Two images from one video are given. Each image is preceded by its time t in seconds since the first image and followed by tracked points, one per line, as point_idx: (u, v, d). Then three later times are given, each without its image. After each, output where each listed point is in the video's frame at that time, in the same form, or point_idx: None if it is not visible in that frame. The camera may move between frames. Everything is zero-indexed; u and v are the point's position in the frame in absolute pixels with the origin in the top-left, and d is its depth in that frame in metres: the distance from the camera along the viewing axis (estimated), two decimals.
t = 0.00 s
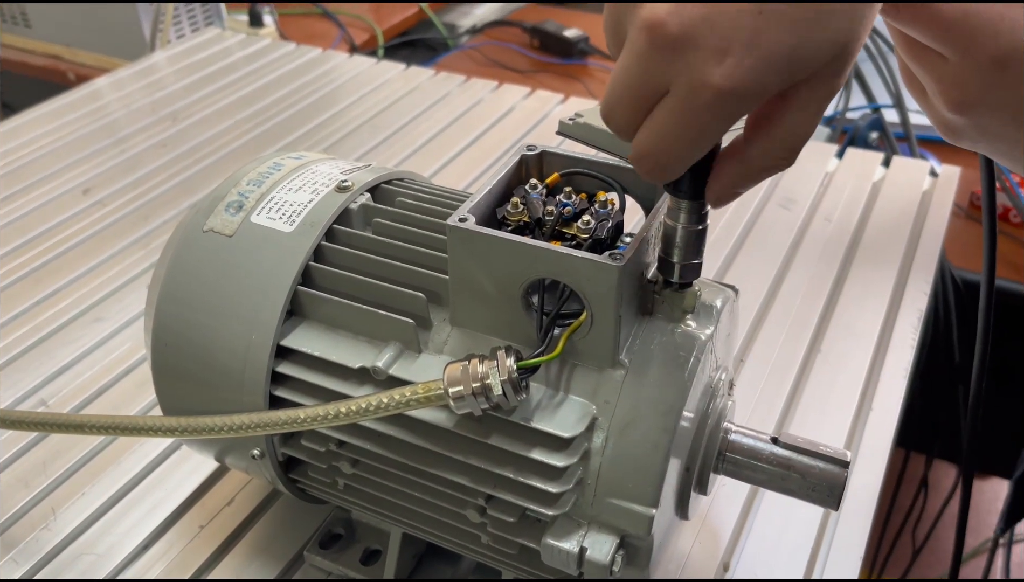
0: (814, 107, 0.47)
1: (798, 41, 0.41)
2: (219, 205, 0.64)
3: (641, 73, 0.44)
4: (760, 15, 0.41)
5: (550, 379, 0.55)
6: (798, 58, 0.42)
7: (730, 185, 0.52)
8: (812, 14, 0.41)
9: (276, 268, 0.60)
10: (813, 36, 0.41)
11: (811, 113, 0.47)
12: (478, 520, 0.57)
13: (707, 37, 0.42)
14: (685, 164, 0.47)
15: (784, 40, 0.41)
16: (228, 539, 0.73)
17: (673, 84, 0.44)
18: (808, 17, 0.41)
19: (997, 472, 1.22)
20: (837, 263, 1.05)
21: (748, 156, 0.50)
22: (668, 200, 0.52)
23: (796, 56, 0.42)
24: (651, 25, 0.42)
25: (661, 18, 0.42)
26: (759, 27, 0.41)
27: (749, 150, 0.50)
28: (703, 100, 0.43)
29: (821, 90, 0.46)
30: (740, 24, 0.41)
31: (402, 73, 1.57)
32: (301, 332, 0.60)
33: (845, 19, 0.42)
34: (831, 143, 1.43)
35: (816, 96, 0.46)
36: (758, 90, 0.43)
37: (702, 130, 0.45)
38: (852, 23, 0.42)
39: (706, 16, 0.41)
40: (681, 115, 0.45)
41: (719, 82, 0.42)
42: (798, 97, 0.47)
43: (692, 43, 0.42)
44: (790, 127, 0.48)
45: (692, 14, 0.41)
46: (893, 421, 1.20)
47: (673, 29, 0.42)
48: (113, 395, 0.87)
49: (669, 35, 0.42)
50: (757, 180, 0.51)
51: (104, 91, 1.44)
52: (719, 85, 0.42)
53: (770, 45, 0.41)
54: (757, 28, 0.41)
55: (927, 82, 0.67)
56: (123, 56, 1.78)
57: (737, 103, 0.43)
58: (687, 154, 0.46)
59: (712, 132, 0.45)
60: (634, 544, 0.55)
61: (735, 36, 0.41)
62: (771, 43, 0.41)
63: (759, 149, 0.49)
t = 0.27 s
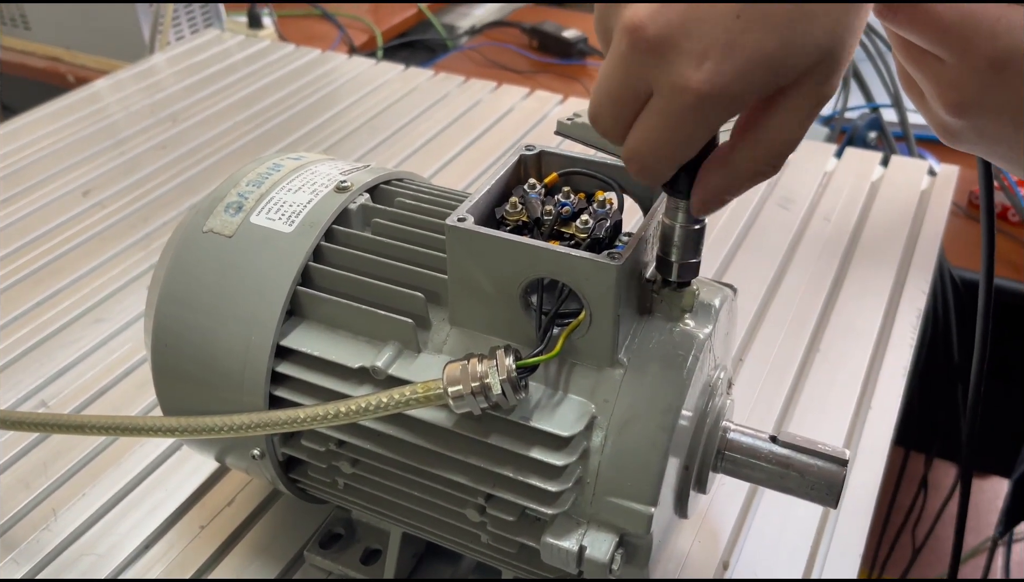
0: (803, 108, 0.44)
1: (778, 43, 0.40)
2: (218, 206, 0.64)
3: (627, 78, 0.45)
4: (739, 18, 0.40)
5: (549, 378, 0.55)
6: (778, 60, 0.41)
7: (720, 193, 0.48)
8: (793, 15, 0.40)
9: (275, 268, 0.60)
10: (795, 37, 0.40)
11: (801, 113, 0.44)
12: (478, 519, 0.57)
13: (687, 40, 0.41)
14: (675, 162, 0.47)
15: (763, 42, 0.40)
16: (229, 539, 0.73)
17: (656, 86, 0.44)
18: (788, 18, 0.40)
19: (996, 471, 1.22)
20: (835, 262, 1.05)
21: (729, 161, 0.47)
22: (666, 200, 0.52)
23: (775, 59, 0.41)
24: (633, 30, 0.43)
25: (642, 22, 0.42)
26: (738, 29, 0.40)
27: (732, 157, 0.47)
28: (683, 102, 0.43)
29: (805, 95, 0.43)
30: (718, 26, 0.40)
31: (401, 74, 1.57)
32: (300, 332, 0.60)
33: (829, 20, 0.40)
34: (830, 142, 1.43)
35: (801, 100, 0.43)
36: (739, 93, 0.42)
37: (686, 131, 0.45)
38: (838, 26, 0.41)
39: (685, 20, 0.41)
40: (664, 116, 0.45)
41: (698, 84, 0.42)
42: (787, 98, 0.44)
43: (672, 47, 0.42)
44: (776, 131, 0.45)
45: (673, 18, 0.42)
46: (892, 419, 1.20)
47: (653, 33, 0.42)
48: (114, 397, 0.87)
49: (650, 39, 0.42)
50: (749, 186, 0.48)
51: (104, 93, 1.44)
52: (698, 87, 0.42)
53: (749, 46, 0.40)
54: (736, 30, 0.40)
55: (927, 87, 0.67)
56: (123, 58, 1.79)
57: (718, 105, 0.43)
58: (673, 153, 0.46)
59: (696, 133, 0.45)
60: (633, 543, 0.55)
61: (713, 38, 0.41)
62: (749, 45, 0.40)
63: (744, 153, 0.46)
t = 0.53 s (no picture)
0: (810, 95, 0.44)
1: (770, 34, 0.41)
2: (219, 206, 0.64)
3: (619, 70, 0.46)
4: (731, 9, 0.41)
5: (550, 375, 0.55)
6: (770, 51, 0.42)
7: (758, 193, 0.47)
8: (785, 8, 0.41)
9: (275, 267, 0.60)
10: (786, 30, 0.41)
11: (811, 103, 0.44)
12: (478, 517, 0.57)
13: (678, 30, 0.42)
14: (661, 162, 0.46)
15: (755, 32, 0.41)
16: (230, 539, 0.73)
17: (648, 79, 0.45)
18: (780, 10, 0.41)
19: (998, 468, 1.22)
20: (836, 260, 1.05)
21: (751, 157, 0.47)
22: (666, 197, 0.52)
23: (767, 50, 0.42)
24: (627, 21, 0.44)
25: (635, 13, 0.44)
26: (729, 19, 0.41)
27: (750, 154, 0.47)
28: (674, 92, 0.43)
29: (811, 82, 0.44)
30: (709, 17, 0.41)
31: (402, 73, 1.57)
32: (301, 331, 0.60)
33: (821, 15, 0.41)
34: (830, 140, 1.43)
35: (807, 86, 0.44)
36: (730, 84, 0.42)
37: (677, 124, 0.45)
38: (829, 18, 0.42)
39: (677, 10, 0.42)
40: (656, 108, 0.45)
41: (690, 73, 0.43)
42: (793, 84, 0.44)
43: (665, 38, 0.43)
44: (785, 120, 0.45)
45: (664, 7, 0.43)
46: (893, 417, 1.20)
47: (645, 23, 0.43)
48: (115, 396, 0.87)
49: (641, 28, 0.43)
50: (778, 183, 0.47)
51: (104, 93, 1.44)
52: (689, 76, 0.43)
53: (740, 36, 0.41)
54: (727, 20, 0.41)
55: (927, 83, 0.67)
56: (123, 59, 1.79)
57: (709, 95, 0.43)
58: (663, 151, 0.46)
59: (688, 127, 0.44)
60: (635, 541, 0.55)
61: (705, 28, 0.42)
62: (741, 35, 0.41)
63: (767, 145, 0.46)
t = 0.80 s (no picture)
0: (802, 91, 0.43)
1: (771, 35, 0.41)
2: (218, 204, 0.64)
3: (619, 71, 0.45)
4: (731, 9, 0.41)
5: (550, 373, 0.55)
6: (771, 52, 0.41)
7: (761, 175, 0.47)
8: (786, 9, 0.40)
9: (275, 265, 0.60)
10: (787, 30, 0.41)
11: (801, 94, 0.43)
12: (479, 516, 0.57)
13: (678, 31, 0.42)
14: (657, 166, 0.46)
15: (756, 33, 0.41)
16: (230, 538, 0.73)
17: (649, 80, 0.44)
18: (781, 10, 0.40)
19: (1000, 466, 1.21)
20: (837, 258, 1.04)
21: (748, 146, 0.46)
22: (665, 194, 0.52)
23: (767, 51, 0.41)
24: (627, 22, 0.43)
25: (635, 15, 0.43)
26: (729, 20, 0.41)
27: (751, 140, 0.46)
28: (674, 92, 0.43)
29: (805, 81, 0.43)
30: (710, 17, 0.41)
31: (402, 72, 1.57)
32: (301, 329, 0.60)
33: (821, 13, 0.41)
34: (831, 138, 1.43)
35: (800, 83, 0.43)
36: (731, 84, 0.42)
37: (675, 125, 0.44)
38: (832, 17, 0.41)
39: (678, 11, 0.42)
40: (655, 109, 0.44)
41: (692, 73, 0.42)
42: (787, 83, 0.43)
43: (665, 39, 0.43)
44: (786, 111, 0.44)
45: (664, 9, 0.42)
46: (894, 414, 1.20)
47: (646, 25, 0.43)
48: (115, 396, 0.87)
49: (642, 29, 0.43)
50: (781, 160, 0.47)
51: (104, 93, 1.44)
52: (691, 77, 0.42)
53: (741, 37, 0.41)
54: (729, 20, 0.41)
55: (927, 82, 0.67)
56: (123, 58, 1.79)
57: (709, 96, 0.42)
58: (661, 152, 0.45)
59: (686, 127, 0.44)
60: (635, 539, 0.55)
61: (705, 28, 0.41)
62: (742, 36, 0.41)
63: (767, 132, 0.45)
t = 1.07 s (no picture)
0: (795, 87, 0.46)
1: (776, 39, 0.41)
2: (218, 202, 0.64)
3: (624, 72, 0.45)
4: (737, 15, 0.40)
5: (551, 372, 0.55)
6: (777, 56, 0.41)
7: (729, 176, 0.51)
8: (792, 12, 0.40)
9: (275, 264, 0.60)
10: (794, 34, 0.40)
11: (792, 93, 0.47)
12: (480, 514, 0.57)
13: (684, 36, 0.41)
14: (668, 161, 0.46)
15: (761, 38, 0.40)
16: (231, 536, 0.73)
17: (654, 82, 0.44)
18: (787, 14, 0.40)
19: (1002, 464, 1.21)
20: (838, 256, 1.04)
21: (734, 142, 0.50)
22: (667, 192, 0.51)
23: (774, 55, 0.41)
24: (631, 25, 0.43)
25: (639, 17, 0.42)
26: (735, 25, 0.40)
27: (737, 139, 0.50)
28: (680, 96, 0.43)
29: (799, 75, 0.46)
30: (715, 21, 0.40)
31: (402, 70, 1.57)
32: (301, 328, 0.60)
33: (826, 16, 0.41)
34: (832, 135, 1.43)
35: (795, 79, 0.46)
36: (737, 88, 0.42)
37: (684, 126, 0.44)
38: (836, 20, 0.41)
39: (683, 15, 0.41)
40: (662, 112, 0.44)
41: (697, 79, 0.42)
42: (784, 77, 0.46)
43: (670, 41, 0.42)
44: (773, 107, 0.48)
45: (670, 13, 0.41)
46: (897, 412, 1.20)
47: (650, 29, 0.42)
48: (116, 394, 0.87)
49: (648, 34, 0.42)
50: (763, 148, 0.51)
51: (105, 91, 1.44)
52: (696, 82, 0.42)
53: (747, 43, 0.40)
54: (735, 25, 0.40)
55: (930, 81, 0.67)
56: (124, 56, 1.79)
57: (716, 100, 0.42)
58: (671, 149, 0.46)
59: (693, 127, 0.44)
60: (636, 538, 0.55)
61: (711, 34, 0.41)
62: (747, 41, 0.40)
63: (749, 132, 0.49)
